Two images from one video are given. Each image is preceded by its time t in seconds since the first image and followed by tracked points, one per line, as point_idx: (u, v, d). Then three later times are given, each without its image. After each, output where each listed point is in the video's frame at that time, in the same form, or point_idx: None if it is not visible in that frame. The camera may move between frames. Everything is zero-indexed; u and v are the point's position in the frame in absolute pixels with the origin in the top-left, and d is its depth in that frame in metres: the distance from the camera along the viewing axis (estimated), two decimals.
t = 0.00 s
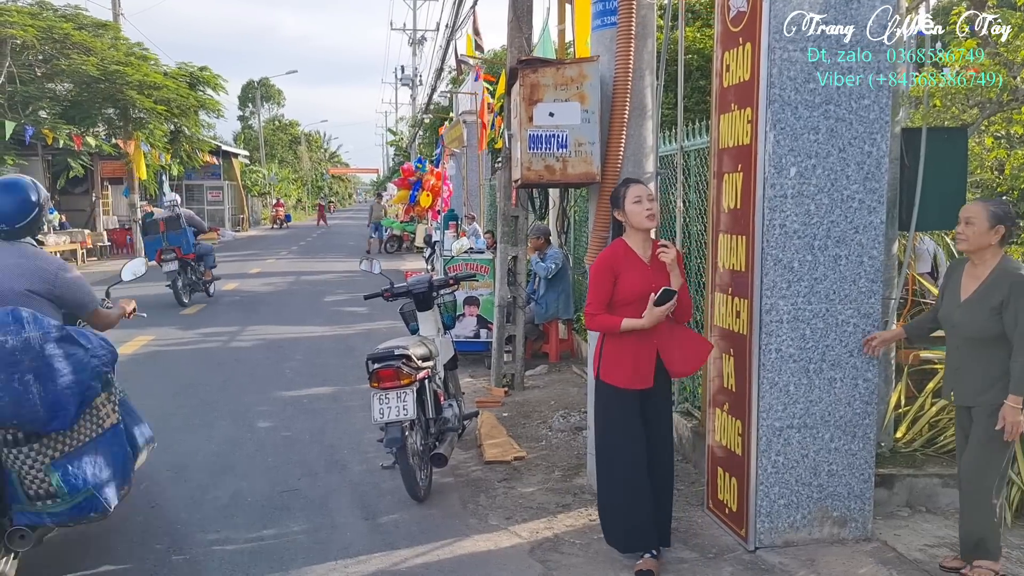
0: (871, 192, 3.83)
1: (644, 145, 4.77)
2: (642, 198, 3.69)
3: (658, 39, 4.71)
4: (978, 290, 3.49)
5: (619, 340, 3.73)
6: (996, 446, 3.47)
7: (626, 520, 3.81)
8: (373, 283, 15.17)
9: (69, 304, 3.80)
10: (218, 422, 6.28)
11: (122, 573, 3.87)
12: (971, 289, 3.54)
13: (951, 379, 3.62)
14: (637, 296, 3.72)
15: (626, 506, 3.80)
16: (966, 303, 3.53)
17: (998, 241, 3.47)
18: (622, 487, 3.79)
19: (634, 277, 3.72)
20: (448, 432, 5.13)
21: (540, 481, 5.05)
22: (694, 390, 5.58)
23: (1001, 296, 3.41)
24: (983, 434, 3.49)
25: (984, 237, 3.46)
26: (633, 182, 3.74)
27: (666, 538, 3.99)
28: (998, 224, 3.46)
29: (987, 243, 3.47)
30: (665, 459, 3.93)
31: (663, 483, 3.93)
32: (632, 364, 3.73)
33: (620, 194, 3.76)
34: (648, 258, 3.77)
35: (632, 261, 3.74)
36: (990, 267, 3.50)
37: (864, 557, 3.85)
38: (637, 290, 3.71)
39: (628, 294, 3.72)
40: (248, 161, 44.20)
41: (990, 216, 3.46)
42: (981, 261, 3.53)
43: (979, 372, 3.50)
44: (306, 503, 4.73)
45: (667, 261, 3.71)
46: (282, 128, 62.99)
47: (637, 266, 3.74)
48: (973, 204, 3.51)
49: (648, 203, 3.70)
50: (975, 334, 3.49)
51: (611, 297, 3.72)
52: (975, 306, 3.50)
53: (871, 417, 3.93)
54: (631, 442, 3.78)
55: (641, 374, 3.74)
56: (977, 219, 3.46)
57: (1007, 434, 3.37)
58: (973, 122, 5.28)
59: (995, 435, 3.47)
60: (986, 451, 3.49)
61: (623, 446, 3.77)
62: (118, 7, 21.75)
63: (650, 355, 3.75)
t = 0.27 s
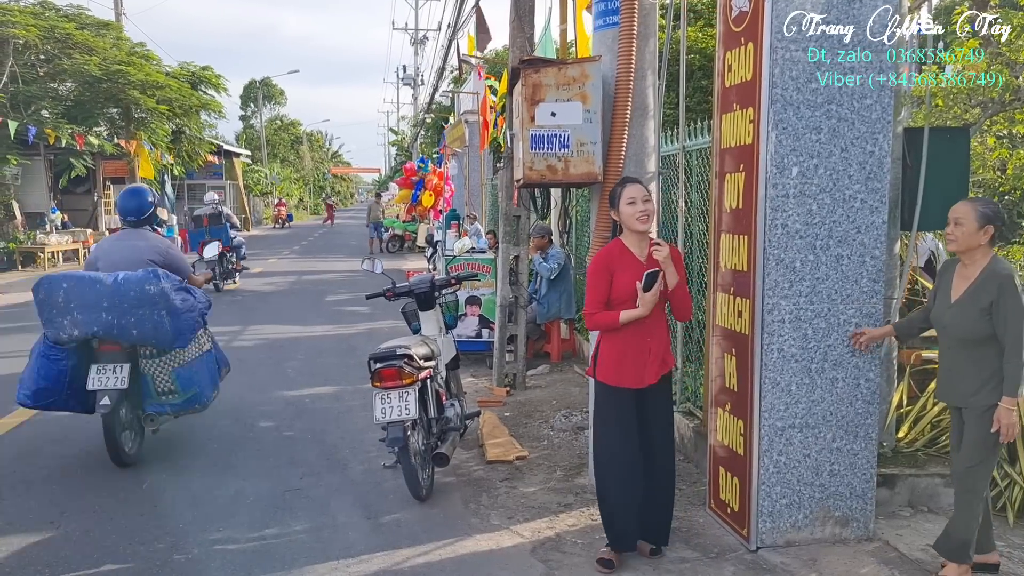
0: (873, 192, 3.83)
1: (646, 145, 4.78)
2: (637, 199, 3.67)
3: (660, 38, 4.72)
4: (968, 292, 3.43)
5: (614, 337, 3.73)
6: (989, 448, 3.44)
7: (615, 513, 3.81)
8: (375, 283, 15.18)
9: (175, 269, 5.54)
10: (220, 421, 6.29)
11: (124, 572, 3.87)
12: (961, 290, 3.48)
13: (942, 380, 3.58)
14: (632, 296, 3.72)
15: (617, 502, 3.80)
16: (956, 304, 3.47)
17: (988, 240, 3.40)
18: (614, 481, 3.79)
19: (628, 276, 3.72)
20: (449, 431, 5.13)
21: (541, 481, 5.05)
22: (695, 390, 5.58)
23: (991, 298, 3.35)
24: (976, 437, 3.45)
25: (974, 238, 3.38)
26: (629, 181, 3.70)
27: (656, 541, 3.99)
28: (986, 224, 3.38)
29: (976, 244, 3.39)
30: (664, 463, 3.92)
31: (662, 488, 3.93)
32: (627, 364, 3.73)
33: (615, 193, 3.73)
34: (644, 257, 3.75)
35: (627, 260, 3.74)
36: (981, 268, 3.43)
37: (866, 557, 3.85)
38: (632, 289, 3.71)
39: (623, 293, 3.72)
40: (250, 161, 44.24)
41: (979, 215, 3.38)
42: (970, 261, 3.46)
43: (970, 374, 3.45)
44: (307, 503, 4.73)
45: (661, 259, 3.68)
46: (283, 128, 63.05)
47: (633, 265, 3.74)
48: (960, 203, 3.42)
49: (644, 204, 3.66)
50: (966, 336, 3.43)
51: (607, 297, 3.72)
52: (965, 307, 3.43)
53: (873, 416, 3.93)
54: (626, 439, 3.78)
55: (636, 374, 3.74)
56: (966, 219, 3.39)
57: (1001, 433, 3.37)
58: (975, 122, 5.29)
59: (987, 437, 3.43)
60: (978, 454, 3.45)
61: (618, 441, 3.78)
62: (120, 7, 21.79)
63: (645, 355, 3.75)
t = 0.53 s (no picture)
0: (875, 192, 3.83)
1: (647, 145, 4.72)
2: (630, 199, 3.66)
3: (662, 38, 4.67)
4: (957, 293, 3.42)
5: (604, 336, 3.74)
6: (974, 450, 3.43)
7: (601, 511, 3.84)
8: (376, 282, 15.19)
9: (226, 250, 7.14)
10: (221, 421, 6.29)
11: (126, 572, 3.87)
12: (952, 290, 3.46)
13: (931, 381, 3.58)
14: (624, 294, 3.71)
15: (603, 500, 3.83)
16: (945, 305, 3.46)
17: (978, 241, 3.38)
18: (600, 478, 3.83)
19: (622, 276, 3.73)
20: (450, 431, 5.14)
21: (543, 481, 5.05)
22: (696, 389, 5.58)
23: (977, 299, 3.33)
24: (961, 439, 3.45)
25: (963, 238, 3.37)
26: (624, 180, 3.70)
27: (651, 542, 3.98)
28: (977, 224, 3.36)
29: (966, 244, 3.38)
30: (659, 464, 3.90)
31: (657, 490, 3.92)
32: (619, 363, 3.72)
33: (612, 192, 3.73)
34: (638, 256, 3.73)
35: (621, 259, 3.75)
36: (971, 268, 3.41)
37: (867, 557, 3.85)
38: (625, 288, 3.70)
39: (616, 292, 3.72)
40: (251, 161, 44.27)
41: (969, 215, 3.36)
42: (961, 262, 3.44)
43: (958, 375, 3.45)
44: (309, 503, 4.73)
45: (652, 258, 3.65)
46: (285, 127, 63.09)
47: (627, 264, 3.74)
48: (951, 203, 3.41)
49: (636, 204, 3.66)
50: (953, 337, 3.43)
51: (599, 295, 3.73)
52: (953, 308, 3.42)
53: (875, 416, 3.93)
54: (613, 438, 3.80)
55: (628, 373, 3.73)
56: (957, 219, 3.37)
57: (970, 435, 3.38)
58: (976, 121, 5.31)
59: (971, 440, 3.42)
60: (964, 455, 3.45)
61: (605, 439, 3.80)
62: (122, 6, 21.79)
63: (638, 354, 3.73)
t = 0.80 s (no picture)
0: (875, 192, 3.83)
1: (648, 145, 4.78)
2: (622, 198, 3.65)
3: (663, 39, 4.68)
4: (948, 294, 3.40)
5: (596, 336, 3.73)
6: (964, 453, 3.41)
7: (595, 512, 3.86)
8: (377, 283, 15.20)
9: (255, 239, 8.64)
10: (223, 421, 6.30)
11: (127, 572, 3.88)
12: (945, 291, 3.45)
13: (923, 383, 3.56)
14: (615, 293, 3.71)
15: (598, 501, 3.85)
16: (937, 305, 3.45)
17: (970, 240, 3.36)
18: (593, 479, 3.84)
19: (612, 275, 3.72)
20: (451, 431, 5.14)
21: (543, 481, 5.06)
22: (698, 389, 5.58)
23: (969, 300, 3.31)
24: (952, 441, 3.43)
25: (954, 238, 3.35)
26: (617, 180, 3.69)
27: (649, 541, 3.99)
28: (968, 223, 3.34)
29: (958, 244, 3.36)
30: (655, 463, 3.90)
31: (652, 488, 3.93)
32: (604, 363, 3.73)
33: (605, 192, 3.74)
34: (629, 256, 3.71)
35: (612, 259, 3.74)
36: (964, 268, 3.39)
37: (868, 557, 3.85)
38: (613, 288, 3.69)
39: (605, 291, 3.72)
40: (253, 161, 44.29)
41: (960, 215, 3.34)
42: (953, 262, 3.43)
43: (948, 377, 3.43)
44: (310, 503, 4.74)
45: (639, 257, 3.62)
46: (287, 127, 63.12)
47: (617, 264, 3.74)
48: (942, 202, 3.40)
49: (628, 203, 3.65)
50: (944, 338, 3.41)
51: (589, 295, 3.74)
52: (945, 309, 3.41)
53: (875, 417, 3.93)
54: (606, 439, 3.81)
55: (612, 373, 3.73)
56: (947, 219, 3.36)
57: (956, 438, 3.34)
58: (977, 121, 5.29)
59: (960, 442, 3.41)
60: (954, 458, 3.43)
61: (598, 440, 3.81)
62: (123, 7, 21.82)
63: (624, 355, 3.72)
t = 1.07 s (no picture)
0: (877, 193, 3.83)
1: (650, 146, 4.73)
2: (614, 199, 3.66)
3: (665, 40, 4.67)
4: (944, 297, 3.41)
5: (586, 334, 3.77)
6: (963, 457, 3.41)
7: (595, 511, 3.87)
8: (378, 283, 15.20)
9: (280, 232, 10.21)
10: (224, 421, 6.30)
11: (130, 573, 3.89)
12: (940, 294, 3.46)
13: (919, 387, 3.57)
14: (605, 294, 3.72)
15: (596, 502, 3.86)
16: (933, 308, 3.46)
17: (963, 242, 3.38)
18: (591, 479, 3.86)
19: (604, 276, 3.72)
20: (453, 432, 5.13)
21: (545, 482, 5.06)
22: (699, 390, 5.57)
23: (965, 302, 3.32)
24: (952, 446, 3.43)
25: (948, 239, 3.37)
26: (611, 180, 3.70)
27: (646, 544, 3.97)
28: (961, 224, 3.36)
29: (951, 246, 3.37)
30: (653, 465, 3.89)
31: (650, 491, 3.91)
32: (592, 363, 3.75)
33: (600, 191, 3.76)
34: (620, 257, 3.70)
35: (603, 259, 3.74)
36: (958, 271, 3.41)
37: (870, 558, 3.85)
38: (602, 289, 3.69)
39: (596, 292, 3.72)
40: (253, 161, 44.29)
41: (954, 217, 3.36)
42: (947, 265, 3.44)
43: (945, 381, 3.44)
44: (312, 503, 4.74)
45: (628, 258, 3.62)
46: (287, 128, 63.13)
47: (610, 265, 3.73)
48: (935, 206, 3.41)
49: (620, 204, 3.66)
50: (940, 342, 3.42)
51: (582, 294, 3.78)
52: (941, 312, 3.42)
53: (877, 418, 3.93)
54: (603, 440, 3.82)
55: (601, 373, 3.74)
56: (940, 221, 3.38)
57: (955, 443, 3.35)
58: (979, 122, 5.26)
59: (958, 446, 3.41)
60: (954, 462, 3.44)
61: (595, 442, 3.82)
62: (124, 7, 21.83)
63: (613, 355, 3.73)
